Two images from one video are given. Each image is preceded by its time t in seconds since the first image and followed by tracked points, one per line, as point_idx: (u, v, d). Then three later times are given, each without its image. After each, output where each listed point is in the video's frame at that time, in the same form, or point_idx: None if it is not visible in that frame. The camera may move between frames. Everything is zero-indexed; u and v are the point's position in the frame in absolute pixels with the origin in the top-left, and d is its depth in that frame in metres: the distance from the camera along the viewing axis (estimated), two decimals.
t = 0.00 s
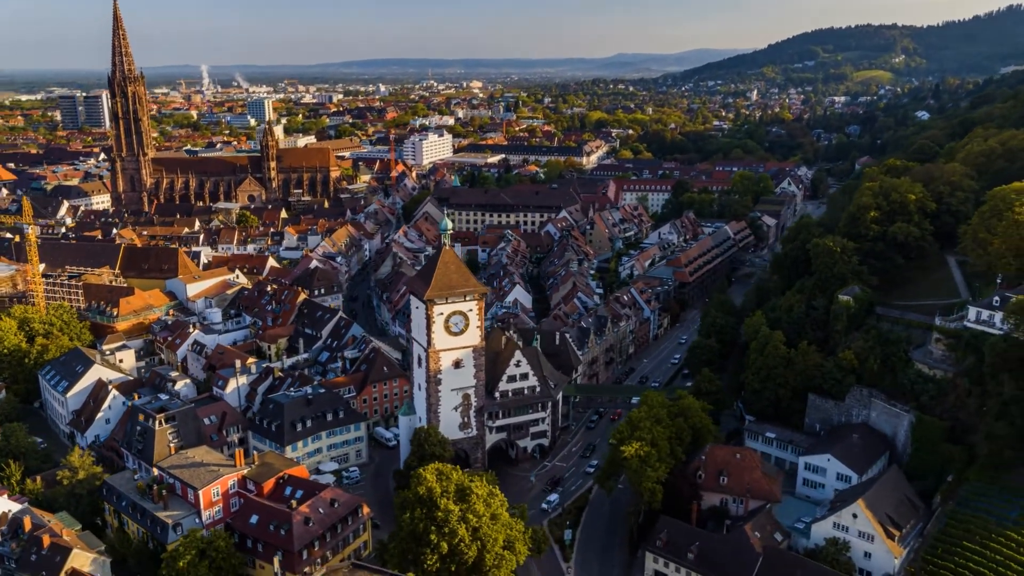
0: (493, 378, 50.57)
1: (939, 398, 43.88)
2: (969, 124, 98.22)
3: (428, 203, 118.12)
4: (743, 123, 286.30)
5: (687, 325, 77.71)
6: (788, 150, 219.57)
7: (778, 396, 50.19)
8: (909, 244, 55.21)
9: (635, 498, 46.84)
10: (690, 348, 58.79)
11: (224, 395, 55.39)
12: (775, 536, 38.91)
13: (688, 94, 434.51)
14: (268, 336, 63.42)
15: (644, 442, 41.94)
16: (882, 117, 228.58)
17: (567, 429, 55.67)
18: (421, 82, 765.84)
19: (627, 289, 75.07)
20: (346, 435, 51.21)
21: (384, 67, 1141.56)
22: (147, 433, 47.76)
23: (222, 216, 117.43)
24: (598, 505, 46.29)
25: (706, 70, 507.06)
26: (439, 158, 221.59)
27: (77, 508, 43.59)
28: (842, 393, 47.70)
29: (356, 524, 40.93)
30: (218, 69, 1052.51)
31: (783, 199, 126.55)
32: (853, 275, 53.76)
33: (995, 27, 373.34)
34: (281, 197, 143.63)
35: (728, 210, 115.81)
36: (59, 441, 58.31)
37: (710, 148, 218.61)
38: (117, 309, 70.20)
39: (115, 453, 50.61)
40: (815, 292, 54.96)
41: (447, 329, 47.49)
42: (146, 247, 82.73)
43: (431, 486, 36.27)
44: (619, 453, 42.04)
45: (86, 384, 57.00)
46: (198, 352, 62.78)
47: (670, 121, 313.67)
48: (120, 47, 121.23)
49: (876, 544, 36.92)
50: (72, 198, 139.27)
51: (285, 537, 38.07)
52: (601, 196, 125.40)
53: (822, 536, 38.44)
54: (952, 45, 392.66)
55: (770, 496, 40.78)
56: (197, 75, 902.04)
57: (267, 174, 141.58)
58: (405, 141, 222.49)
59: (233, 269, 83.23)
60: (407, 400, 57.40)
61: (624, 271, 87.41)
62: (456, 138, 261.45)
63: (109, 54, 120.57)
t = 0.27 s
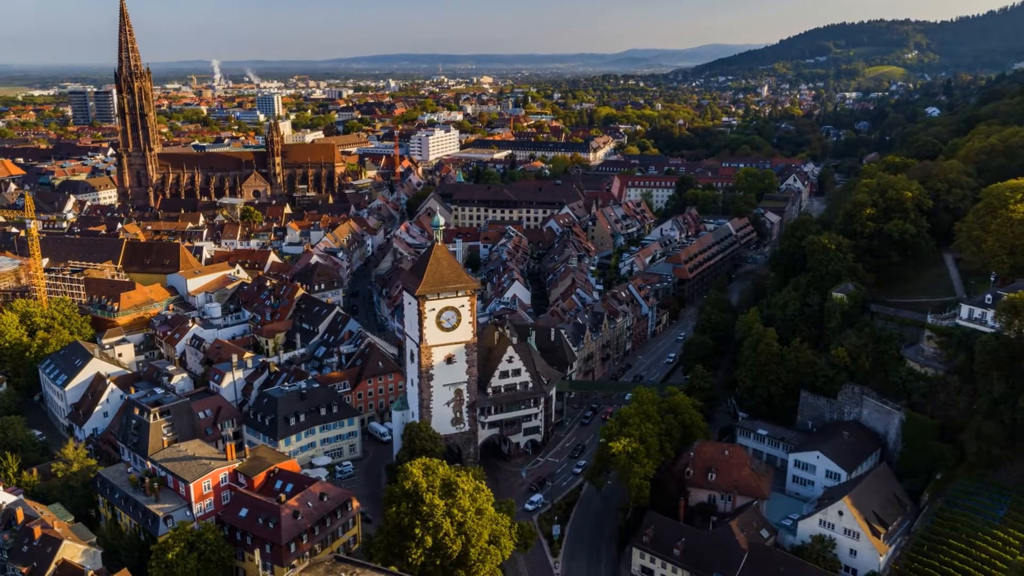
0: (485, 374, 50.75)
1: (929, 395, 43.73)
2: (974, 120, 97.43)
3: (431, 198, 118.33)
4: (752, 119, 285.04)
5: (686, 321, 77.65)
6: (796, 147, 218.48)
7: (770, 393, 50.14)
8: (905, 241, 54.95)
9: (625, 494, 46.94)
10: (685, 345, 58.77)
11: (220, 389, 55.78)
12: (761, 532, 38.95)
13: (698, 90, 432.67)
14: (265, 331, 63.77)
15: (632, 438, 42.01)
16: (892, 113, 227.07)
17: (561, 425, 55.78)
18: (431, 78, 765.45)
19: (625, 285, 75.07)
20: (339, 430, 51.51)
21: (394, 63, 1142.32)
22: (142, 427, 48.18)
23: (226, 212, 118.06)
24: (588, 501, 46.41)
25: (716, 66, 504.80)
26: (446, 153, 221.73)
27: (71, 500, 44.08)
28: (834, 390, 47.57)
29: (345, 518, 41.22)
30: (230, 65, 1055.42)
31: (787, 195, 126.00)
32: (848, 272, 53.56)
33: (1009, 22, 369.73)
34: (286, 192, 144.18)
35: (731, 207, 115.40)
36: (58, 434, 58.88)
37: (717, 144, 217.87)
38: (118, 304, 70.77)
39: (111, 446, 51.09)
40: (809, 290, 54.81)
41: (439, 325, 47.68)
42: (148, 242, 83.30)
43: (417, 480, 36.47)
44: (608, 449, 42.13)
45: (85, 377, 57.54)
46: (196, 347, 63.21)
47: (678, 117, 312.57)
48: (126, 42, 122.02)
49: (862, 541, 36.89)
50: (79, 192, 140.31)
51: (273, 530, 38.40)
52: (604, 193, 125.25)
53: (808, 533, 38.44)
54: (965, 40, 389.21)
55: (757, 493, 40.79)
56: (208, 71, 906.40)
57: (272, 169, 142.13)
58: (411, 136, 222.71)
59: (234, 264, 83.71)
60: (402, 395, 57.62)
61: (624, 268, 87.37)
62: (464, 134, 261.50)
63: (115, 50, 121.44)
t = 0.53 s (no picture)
0: (480, 370, 50.94)
1: (923, 393, 43.65)
2: (978, 117, 96.93)
3: (433, 196, 118.53)
4: (759, 116, 284.05)
5: (684, 319, 77.61)
6: (802, 144, 217.63)
7: (764, 390, 50.14)
8: (902, 239, 54.80)
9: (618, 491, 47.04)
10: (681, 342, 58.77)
11: (218, 385, 56.10)
12: (751, 529, 39.03)
13: (705, 87, 431.15)
14: (263, 327, 64.11)
15: (624, 435, 42.12)
16: (899, 110, 225.83)
17: (557, 422, 55.94)
18: (439, 75, 765.14)
19: (624, 282, 75.10)
20: (335, 426, 51.79)
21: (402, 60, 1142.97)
22: (138, 421, 48.54)
23: (229, 208, 118.58)
24: (581, 497, 46.57)
25: (724, 63, 502.95)
26: (450, 150, 221.79)
27: (68, 494, 44.39)
28: (828, 388, 47.53)
29: (337, 513, 41.49)
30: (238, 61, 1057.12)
31: (791, 193, 125.61)
32: (843, 270, 53.48)
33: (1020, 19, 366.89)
34: (289, 188, 144.64)
35: (734, 204, 115.22)
36: (58, 428, 59.32)
37: (723, 141, 217.28)
38: (119, 299, 71.22)
39: (108, 441, 51.51)
40: (805, 287, 54.74)
41: (433, 321, 47.84)
42: (150, 238, 83.73)
43: (407, 476, 36.67)
44: (599, 446, 42.24)
45: (84, 372, 57.94)
46: (195, 342, 63.58)
47: (685, 114, 311.68)
48: (131, 40, 122.66)
49: (851, 539, 36.93)
50: (85, 189, 141.04)
51: (265, 525, 38.68)
52: (607, 190, 125.18)
53: (798, 530, 38.50)
54: (976, 37, 386.50)
55: (748, 490, 40.86)
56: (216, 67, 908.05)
57: (276, 166, 142.54)
58: (416, 133, 222.86)
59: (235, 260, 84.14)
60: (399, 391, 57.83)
61: (624, 265, 87.35)
62: (469, 131, 261.44)
63: (120, 48, 122.09)
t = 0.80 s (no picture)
0: (470, 363, 51.29)
1: (909, 389, 43.63)
2: (985, 112, 96.13)
3: (437, 189, 118.92)
4: (770, 110, 282.38)
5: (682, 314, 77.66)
6: (812, 139, 216.31)
7: (753, 385, 50.23)
8: (896, 234, 54.61)
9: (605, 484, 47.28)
10: (675, 336, 58.88)
11: (213, 376, 56.72)
12: (733, 523, 39.21)
13: (718, 81, 428.85)
14: (261, 320, 64.69)
15: (608, 429, 42.34)
16: (912, 105, 223.86)
17: (549, 415, 56.21)
18: (451, 69, 764.68)
19: (621, 277, 75.20)
20: (327, 417, 52.27)
21: (414, 53, 1143.35)
22: (133, 412, 49.25)
23: (234, 201, 119.39)
24: (568, 490, 46.84)
25: (738, 57, 499.88)
26: (458, 145, 222.04)
27: (62, 483, 45.13)
28: (817, 383, 47.59)
29: (324, 503, 41.97)
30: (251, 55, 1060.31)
31: (796, 188, 125.04)
32: (836, 265, 53.39)
33: None
34: (296, 182, 145.38)
35: (738, 199, 114.85)
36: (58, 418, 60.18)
37: (732, 136, 216.33)
38: (120, 291, 72.07)
39: (104, 430, 52.27)
40: (797, 283, 54.72)
41: (422, 315, 48.20)
42: (153, 231, 84.55)
43: (390, 467, 37.04)
44: (584, 439, 42.50)
45: (83, 363, 58.72)
46: (193, 334, 64.25)
47: (695, 108, 310.31)
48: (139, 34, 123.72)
49: (831, 533, 37.04)
50: (94, 182, 142.37)
51: (251, 514, 39.21)
52: (611, 184, 125.07)
53: (779, 524, 38.64)
54: (993, 31, 381.91)
55: (731, 484, 41.00)
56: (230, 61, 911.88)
57: (282, 160, 143.34)
58: (424, 127, 223.20)
59: (237, 253, 84.84)
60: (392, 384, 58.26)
61: (624, 260, 87.40)
62: (478, 125, 261.58)
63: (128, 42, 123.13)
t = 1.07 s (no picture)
0: (463, 358, 51.56)
1: (900, 386, 43.60)
2: (989, 108, 95.49)
3: (440, 185, 119.22)
4: (778, 106, 281.16)
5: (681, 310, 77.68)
6: (819, 135, 215.28)
7: (746, 381, 50.28)
8: (891, 231, 54.46)
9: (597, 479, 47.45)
10: (670, 332, 58.96)
11: (211, 370, 57.15)
12: (720, 518, 39.44)
13: (727, 77, 427.08)
14: (259, 314, 65.15)
15: (598, 424, 42.52)
16: (920, 101, 222.36)
17: (544, 411, 56.41)
18: (459, 64, 763.77)
19: (619, 273, 75.25)
20: (322, 411, 52.61)
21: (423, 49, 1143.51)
22: (129, 405, 49.73)
23: (238, 197, 120.00)
24: (560, 485, 47.04)
25: (747, 53, 497.64)
26: (464, 141, 222.16)
27: (59, 475, 45.62)
28: (809, 379, 47.62)
29: (316, 496, 42.30)
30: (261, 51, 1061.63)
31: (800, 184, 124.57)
32: (830, 262, 53.33)
33: None
34: (300, 177, 145.88)
35: (741, 195, 114.59)
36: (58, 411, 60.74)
37: (738, 132, 215.65)
38: (121, 286, 72.65)
39: (102, 423, 52.77)
40: (792, 279, 54.69)
41: (416, 310, 48.46)
42: (155, 226, 85.13)
43: (378, 460, 37.28)
44: (574, 434, 42.68)
45: (82, 356, 59.25)
46: (192, 328, 64.74)
47: (703, 104, 309.32)
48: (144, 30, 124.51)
49: (817, 529, 37.12)
50: (100, 177, 143.26)
51: (242, 506, 39.58)
52: (614, 181, 124.98)
53: (766, 520, 38.75)
54: (1005, 26, 378.58)
55: (720, 479, 41.14)
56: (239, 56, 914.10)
57: (286, 155, 143.87)
58: (430, 123, 223.45)
59: (238, 248, 85.33)
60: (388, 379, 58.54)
61: (624, 256, 87.42)
62: (485, 121, 261.64)
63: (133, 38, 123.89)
